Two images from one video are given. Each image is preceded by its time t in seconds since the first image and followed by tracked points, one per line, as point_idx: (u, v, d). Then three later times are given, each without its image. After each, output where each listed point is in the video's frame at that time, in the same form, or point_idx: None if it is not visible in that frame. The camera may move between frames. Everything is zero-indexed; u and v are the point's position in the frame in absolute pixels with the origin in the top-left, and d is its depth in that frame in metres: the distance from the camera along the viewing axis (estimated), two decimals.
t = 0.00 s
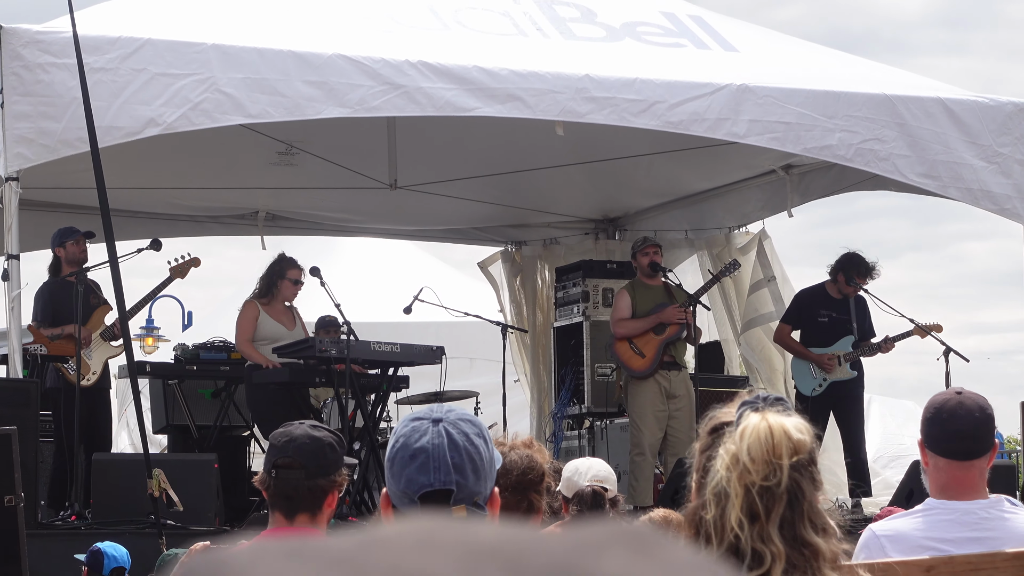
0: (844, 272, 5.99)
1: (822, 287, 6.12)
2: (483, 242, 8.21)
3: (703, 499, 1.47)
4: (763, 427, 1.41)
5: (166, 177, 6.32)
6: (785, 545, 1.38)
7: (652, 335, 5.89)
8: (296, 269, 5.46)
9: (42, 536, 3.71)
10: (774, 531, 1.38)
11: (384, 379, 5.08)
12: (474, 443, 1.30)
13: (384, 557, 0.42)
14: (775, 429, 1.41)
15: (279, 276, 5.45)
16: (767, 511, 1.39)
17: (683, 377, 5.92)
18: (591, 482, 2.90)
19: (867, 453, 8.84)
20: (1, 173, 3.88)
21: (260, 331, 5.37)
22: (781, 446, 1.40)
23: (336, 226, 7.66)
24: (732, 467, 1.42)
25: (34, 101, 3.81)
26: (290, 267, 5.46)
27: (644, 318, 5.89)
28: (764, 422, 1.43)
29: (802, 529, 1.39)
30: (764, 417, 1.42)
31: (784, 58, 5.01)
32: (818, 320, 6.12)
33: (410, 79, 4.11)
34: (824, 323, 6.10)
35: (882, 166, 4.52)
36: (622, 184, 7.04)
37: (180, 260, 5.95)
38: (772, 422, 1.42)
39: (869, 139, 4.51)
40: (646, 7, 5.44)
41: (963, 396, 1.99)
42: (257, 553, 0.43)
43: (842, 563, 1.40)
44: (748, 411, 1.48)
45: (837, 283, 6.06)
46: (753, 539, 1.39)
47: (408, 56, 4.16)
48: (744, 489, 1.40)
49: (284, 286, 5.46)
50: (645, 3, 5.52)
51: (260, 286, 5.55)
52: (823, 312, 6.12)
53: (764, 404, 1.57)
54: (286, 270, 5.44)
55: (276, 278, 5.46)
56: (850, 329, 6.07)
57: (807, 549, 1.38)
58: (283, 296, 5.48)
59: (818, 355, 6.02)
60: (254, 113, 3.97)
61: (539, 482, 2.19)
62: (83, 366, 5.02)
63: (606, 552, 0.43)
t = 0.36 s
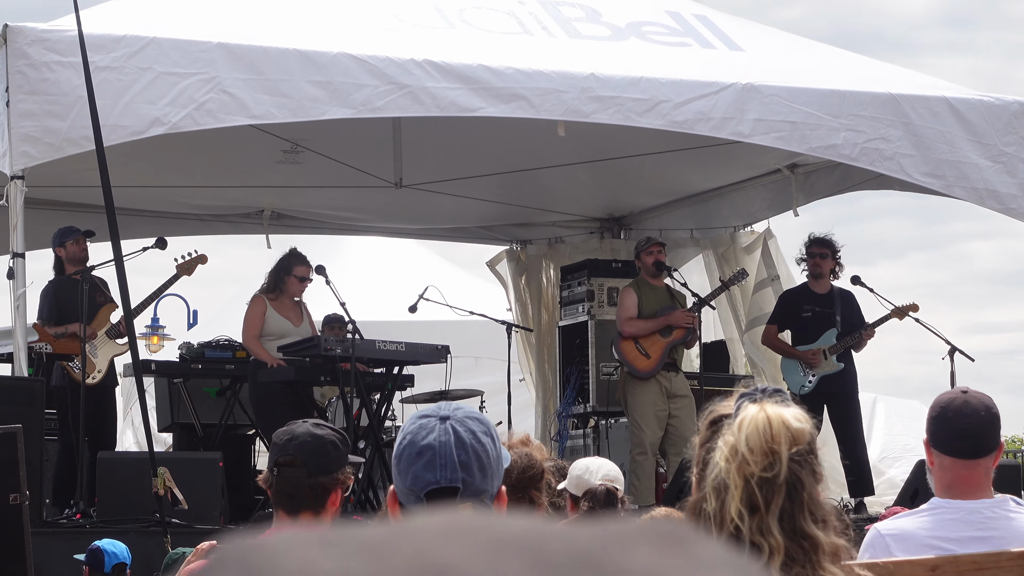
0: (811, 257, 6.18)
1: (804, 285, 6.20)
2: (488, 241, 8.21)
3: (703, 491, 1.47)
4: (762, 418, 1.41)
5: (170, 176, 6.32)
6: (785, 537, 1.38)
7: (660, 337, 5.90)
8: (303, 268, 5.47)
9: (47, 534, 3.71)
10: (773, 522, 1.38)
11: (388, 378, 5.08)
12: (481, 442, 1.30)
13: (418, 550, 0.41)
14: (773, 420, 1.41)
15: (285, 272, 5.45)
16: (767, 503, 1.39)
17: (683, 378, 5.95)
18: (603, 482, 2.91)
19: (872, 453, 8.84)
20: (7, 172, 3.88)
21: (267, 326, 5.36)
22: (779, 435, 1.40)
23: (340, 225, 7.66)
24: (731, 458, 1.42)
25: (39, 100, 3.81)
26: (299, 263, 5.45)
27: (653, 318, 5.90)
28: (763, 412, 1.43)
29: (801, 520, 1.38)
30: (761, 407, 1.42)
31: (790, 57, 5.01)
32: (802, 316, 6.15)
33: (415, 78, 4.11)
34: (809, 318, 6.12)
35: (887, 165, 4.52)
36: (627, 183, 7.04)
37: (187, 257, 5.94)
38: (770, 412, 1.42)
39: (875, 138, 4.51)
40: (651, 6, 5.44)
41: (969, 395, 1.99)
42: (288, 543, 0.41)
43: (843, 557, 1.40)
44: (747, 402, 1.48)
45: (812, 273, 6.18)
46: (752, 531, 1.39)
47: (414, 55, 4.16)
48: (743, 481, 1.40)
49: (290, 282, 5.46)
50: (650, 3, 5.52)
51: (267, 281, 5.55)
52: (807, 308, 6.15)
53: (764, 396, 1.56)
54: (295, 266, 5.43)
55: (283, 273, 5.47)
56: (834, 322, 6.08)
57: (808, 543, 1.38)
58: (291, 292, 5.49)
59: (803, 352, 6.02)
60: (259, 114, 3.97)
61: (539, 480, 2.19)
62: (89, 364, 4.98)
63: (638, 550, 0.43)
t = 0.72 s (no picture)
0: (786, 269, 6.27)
1: (793, 293, 6.28)
2: (493, 241, 8.20)
3: (693, 478, 1.47)
4: (748, 401, 1.43)
5: (174, 175, 6.32)
6: (774, 522, 1.38)
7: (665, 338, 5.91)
8: (305, 271, 5.48)
9: (51, 532, 3.71)
10: (760, 504, 1.38)
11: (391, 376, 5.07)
12: (483, 440, 1.30)
13: (464, 552, 0.41)
14: (759, 403, 1.42)
15: (287, 275, 5.47)
16: (755, 488, 1.39)
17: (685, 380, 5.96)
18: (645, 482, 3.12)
19: (876, 453, 8.83)
20: (12, 171, 3.87)
21: (268, 326, 5.36)
22: (766, 417, 1.41)
23: (345, 224, 7.67)
24: (718, 441, 1.43)
25: (44, 98, 3.81)
26: (300, 266, 5.48)
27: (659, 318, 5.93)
28: (749, 396, 1.44)
29: (787, 504, 1.38)
30: (747, 390, 1.44)
31: (796, 56, 5.01)
32: (796, 323, 6.21)
33: (421, 76, 4.11)
34: (802, 323, 6.17)
35: (893, 164, 4.52)
36: (632, 182, 7.03)
37: (194, 255, 5.94)
38: (757, 395, 1.44)
39: (880, 138, 4.51)
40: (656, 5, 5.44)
41: (973, 395, 1.99)
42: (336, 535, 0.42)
43: (833, 544, 1.39)
44: (734, 389, 1.49)
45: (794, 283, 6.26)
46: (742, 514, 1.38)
47: (419, 53, 4.16)
48: (730, 464, 1.40)
49: (291, 285, 5.49)
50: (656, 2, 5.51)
51: (267, 283, 5.56)
52: (799, 313, 6.20)
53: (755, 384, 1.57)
54: (295, 269, 5.46)
55: (284, 276, 5.48)
56: (827, 322, 6.07)
57: (798, 527, 1.37)
58: (291, 295, 5.51)
59: (802, 355, 6.03)
60: (265, 111, 3.97)
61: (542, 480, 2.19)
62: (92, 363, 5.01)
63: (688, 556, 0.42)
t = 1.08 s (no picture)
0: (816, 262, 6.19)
1: (816, 289, 6.23)
2: (497, 242, 8.19)
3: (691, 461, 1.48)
4: (744, 383, 1.44)
5: (178, 176, 6.33)
6: (769, 504, 1.37)
7: (668, 340, 5.91)
8: (309, 274, 5.45)
9: (55, 532, 3.71)
10: (753, 484, 1.37)
11: (395, 377, 5.08)
12: (489, 441, 1.31)
13: (516, 552, 0.41)
14: (756, 384, 1.43)
15: (292, 277, 5.46)
16: (751, 470, 1.39)
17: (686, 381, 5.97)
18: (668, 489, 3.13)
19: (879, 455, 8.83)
20: (16, 171, 3.87)
21: (271, 327, 5.36)
22: (762, 399, 1.41)
23: (348, 226, 7.67)
24: (715, 423, 1.44)
25: (48, 98, 3.81)
26: (305, 268, 5.46)
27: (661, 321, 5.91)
28: (746, 379, 1.45)
29: (781, 484, 1.37)
30: (744, 373, 1.45)
31: (799, 58, 5.02)
32: (815, 320, 6.19)
33: (424, 78, 4.11)
34: (822, 321, 6.15)
35: (895, 167, 4.52)
36: (635, 183, 7.04)
37: (198, 256, 5.94)
38: (754, 379, 1.44)
39: (884, 140, 4.51)
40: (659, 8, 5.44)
41: (976, 397, 1.99)
42: (389, 532, 0.40)
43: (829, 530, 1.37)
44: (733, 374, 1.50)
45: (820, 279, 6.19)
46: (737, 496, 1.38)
47: (423, 55, 4.17)
48: (726, 445, 1.41)
49: (296, 287, 5.47)
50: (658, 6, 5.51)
51: (273, 283, 5.56)
52: (819, 311, 6.18)
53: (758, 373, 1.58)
54: (300, 272, 5.45)
55: (289, 278, 5.47)
56: (847, 324, 6.08)
57: (792, 509, 1.36)
58: (295, 297, 5.49)
59: (820, 355, 6.04)
60: (269, 112, 3.97)
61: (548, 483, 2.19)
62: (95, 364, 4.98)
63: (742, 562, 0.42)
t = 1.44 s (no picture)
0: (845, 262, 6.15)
1: (838, 288, 6.20)
2: (498, 244, 8.18)
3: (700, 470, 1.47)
4: (755, 391, 1.43)
5: (180, 178, 6.33)
6: (780, 513, 1.37)
7: (667, 342, 5.91)
8: (309, 273, 5.46)
9: (56, 535, 3.72)
10: (766, 495, 1.37)
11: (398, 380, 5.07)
12: (487, 444, 1.31)
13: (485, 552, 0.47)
14: (766, 393, 1.43)
15: (293, 275, 5.46)
16: (761, 479, 1.39)
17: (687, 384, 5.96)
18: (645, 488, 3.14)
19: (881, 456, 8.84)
20: (18, 174, 3.88)
21: (278, 327, 5.37)
22: (773, 408, 1.41)
23: (349, 228, 7.66)
24: (724, 431, 1.43)
25: (49, 101, 3.82)
26: (305, 267, 5.45)
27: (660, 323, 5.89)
28: (755, 387, 1.45)
29: (794, 495, 1.38)
30: (753, 382, 1.44)
31: (800, 60, 5.02)
32: (834, 319, 6.16)
33: (426, 80, 4.11)
34: (840, 322, 6.13)
35: (897, 169, 4.52)
36: (636, 186, 7.03)
37: (201, 259, 5.94)
38: (764, 387, 1.44)
39: (885, 143, 4.51)
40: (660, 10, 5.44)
41: (977, 399, 1.99)
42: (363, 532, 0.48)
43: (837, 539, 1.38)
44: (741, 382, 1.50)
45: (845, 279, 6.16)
46: (748, 505, 1.38)
47: (425, 57, 4.17)
48: (737, 454, 1.40)
49: (298, 287, 5.47)
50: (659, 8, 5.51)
51: (275, 283, 5.56)
52: (839, 311, 6.15)
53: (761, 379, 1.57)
54: (301, 270, 5.44)
55: (290, 276, 5.47)
56: (866, 328, 6.06)
57: (803, 519, 1.37)
58: (299, 296, 5.50)
59: (836, 356, 6.02)
60: (270, 115, 3.98)
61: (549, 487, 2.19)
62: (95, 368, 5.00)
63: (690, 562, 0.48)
